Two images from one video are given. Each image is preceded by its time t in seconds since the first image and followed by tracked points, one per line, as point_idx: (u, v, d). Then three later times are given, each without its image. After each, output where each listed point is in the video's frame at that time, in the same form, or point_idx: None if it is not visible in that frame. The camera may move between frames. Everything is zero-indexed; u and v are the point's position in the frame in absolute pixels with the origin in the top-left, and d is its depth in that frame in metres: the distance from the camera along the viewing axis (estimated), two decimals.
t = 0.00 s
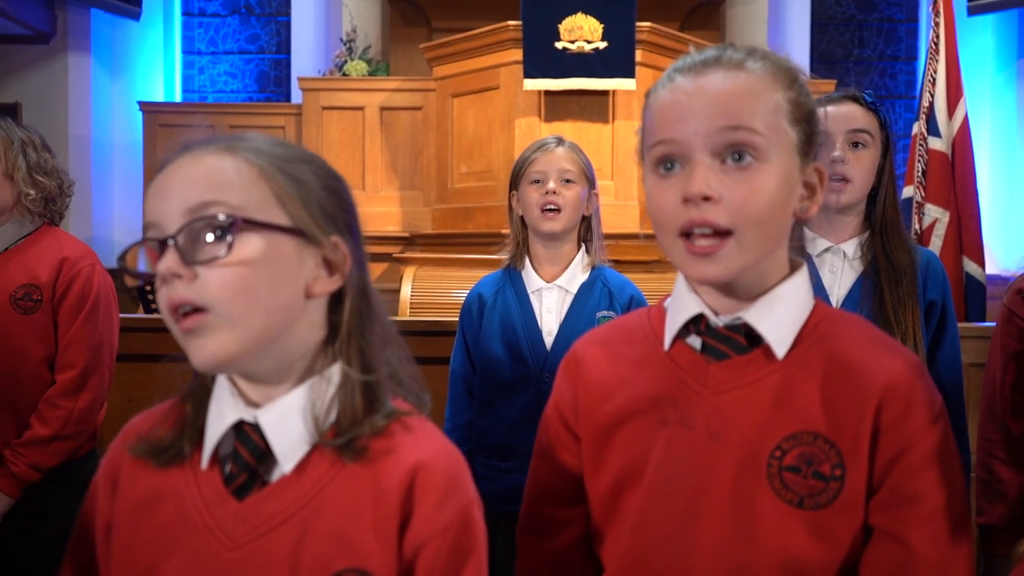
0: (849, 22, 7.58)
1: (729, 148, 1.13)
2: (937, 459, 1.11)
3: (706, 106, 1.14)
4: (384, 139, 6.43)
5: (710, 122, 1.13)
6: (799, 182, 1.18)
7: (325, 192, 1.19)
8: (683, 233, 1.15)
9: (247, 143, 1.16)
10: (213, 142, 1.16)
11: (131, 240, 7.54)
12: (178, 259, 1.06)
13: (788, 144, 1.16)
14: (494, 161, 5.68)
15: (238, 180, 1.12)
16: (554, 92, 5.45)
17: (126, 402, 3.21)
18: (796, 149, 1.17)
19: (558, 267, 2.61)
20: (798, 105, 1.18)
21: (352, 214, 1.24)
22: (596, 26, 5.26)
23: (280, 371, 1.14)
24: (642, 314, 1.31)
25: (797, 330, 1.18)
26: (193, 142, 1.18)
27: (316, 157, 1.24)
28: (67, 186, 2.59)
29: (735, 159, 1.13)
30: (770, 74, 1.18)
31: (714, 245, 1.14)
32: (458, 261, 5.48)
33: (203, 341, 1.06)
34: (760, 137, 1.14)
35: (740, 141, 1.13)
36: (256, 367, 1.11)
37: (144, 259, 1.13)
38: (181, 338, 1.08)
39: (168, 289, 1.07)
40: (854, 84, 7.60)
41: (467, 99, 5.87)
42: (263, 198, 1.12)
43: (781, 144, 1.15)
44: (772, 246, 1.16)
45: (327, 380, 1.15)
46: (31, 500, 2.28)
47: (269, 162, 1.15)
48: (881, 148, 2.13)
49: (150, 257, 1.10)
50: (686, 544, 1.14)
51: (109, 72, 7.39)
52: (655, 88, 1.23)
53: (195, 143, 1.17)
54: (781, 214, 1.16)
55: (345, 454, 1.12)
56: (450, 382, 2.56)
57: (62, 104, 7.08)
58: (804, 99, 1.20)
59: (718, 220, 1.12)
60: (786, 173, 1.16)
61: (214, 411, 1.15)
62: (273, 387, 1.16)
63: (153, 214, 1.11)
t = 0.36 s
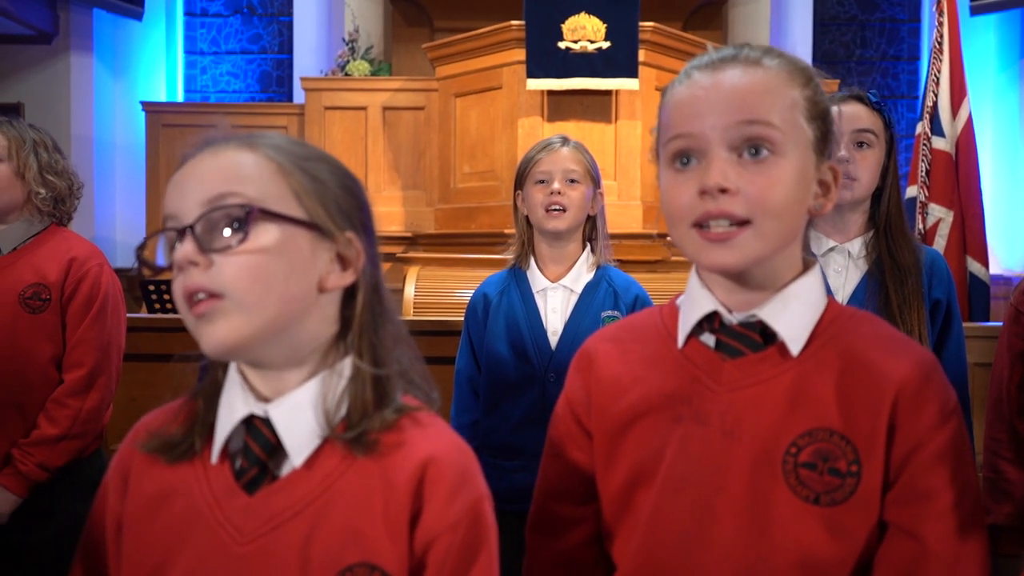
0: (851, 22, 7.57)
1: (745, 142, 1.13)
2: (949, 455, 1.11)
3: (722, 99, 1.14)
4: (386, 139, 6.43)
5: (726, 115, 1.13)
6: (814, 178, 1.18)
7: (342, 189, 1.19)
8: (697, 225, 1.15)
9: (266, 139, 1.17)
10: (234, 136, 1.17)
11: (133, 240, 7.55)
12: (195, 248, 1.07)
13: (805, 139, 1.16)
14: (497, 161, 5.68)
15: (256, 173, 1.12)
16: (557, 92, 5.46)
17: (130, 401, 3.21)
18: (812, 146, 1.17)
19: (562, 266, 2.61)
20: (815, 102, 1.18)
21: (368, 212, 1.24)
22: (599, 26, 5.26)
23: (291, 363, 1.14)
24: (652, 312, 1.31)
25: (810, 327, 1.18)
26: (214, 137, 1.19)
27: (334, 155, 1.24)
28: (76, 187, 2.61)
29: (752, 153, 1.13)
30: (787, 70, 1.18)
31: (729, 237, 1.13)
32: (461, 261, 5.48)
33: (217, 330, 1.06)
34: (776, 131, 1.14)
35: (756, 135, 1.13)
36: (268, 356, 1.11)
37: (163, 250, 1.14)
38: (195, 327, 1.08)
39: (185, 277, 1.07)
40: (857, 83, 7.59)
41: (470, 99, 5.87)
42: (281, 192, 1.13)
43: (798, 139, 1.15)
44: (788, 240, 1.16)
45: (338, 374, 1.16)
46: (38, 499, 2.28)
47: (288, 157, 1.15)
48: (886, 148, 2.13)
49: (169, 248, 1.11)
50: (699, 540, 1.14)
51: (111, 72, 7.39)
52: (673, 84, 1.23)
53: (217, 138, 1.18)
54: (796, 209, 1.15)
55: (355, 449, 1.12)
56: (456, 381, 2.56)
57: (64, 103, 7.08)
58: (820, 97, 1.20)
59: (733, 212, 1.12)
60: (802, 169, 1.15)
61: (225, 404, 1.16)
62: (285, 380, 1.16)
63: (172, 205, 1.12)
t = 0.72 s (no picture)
0: (851, 22, 7.58)
1: (754, 150, 1.13)
2: (951, 455, 1.12)
3: (726, 106, 1.14)
4: (386, 139, 6.43)
5: (732, 123, 1.13)
6: (820, 182, 1.18)
7: (345, 192, 1.20)
8: (704, 232, 1.15)
9: (268, 143, 1.17)
10: (237, 140, 1.17)
11: (134, 240, 7.55)
12: (199, 255, 1.08)
13: (810, 144, 1.16)
14: (497, 161, 5.69)
15: (260, 179, 1.13)
16: (557, 92, 5.46)
17: (131, 402, 3.22)
18: (818, 150, 1.17)
19: (564, 267, 2.62)
20: (821, 106, 1.18)
21: (371, 213, 1.25)
22: (599, 26, 5.27)
23: (298, 366, 1.15)
24: (657, 312, 1.32)
25: (815, 329, 1.18)
26: (217, 141, 1.19)
27: (336, 156, 1.25)
28: (79, 187, 2.62)
29: (760, 160, 1.13)
30: (791, 74, 1.18)
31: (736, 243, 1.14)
32: (462, 261, 5.49)
33: (224, 336, 1.07)
34: (782, 138, 1.14)
35: (763, 141, 1.13)
36: (275, 360, 1.12)
37: (168, 256, 1.14)
38: (202, 333, 1.09)
39: (190, 284, 1.08)
40: (857, 84, 7.59)
41: (471, 99, 5.88)
42: (285, 196, 1.13)
43: (804, 145, 1.15)
44: (794, 246, 1.16)
45: (344, 375, 1.16)
46: (42, 499, 2.29)
47: (290, 161, 1.16)
48: (885, 148, 2.14)
49: (174, 254, 1.12)
50: (702, 539, 1.14)
51: (111, 72, 7.40)
52: (677, 88, 1.23)
53: (219, 142, 1.18)
54: (803, 213, 1.15)
55: (360, 449, 1.12)
56: (457, 382, 2.56)
57: (64, 104, 7.09)
58: (825, 99, 1.20)
59: (740, 219, 1.12)
60: (809, 173, 1.16)
61: (231, 405, 1.16)
62: (291, 383, 1.16)
63: (176, 212, 1.12)
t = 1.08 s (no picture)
0: (849, 22, 7.60)
1: (739, 151, 1.15)
2: (932, 452, 1.14)
3: (712, 109, 1.16)
4: (385, 140, 6.46)
5: (718, 125, 1.16)
6: (805, 184, 1.21)
7: (338, 193, 1.22)
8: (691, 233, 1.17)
9: (262, 143, 1.19)
10: (231, 141, 1.19)
11: (133, 240, 7.58)
12: (196, 257, 1.10)
13: (795, 147, 1.18)
14: (495, 161, 5.71)
15: (255, 181, 1.15)
16: (555, 92, 5.48)
17: (131, 401, 3.24)
18: (803, 153, 1.19)
19: (560, 267, 2.64)
20: (806, 109, 1.21)
21: (363, 213, 1.27)
22: (597, 27, 5.29)
23: (292, 365, 1.17)
24: (646, 311, 1.34)
25: (799, 328, 1.21)
26: (212, 142, 1.21)
27: (330, 157, 1.27)
28: (77, 188, 2.64)
29: (745, 162, 1.16)
30: (775, 77, 1.20)
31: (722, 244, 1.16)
32: (460, 261, 5.52)
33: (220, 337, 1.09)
34: (768, 140, 1.16)
35: (749, 144, 1.15)
36: (269, 359, 1.14)
37: (165, 256, 1.16)
38: (197, 333, 1.11)
39: (186, 285, 1.10)
40: (854, 84, 7.62)
41: (469, 99, 5.90)
42: (280, 199, 1.15)
43: (788, 147, 1.17)
44: (778, 248, 1.19)
45: (337, 374, 1.19)
46: (42, 498, 2.31)
47: (284, 163, 1.18)
48: (879, 148, 2.16)
49: (170, 254, 1.14)
50: (688, 535, 1.17)
51: (110, 72, 7.43)
52: (664, 90, 1.25)
53: (213, 143, 1.20)
54: (786, 215, 1.18)
55: (353, 447, 1.15)
56: (454, 382, 2.58)
57: (64, 104, 7.11)
58: (809, 101, 1.22)
59: (727, 221, 1.14)
60: (793, 176, 1.18)
61: (225, 405, 1.19)
62: (284, 381, 1.19)
63: (172, 213, 1.14)
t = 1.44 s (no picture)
0: (846, 22, 7.62)
1: (719, 140, 1.17)
2: (908, 442, 1.16)
3: (701, 99, 1.18)
4: (382, 139, 6.47)
5: (704, 114, 1.17)
6: (784, 182, 1.22)
7: (339, 194, 1.24)
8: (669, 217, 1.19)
9: (270, 140, 1.21)
10: (241, 136, 1.22)
11: (130, 239, 7.59)
12: (194, 235, 1.12)
13: (777, 143, 1.20)
14: (492, 161, 5.73)
15: (259, 171, 1.17)
16: (550, 92, 5.50)
17: (126, 400, 3.25)
18: (784, 149, 1.21)
19: (553, 266, 2.65)
20: (788, 108, 1.23)
21: (362, 217, 1.29)
22: (593, 27, 5.30)
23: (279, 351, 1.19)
24: (631, 305, 1.37)
25: (778, 320, 1.23)
26: (222, 136, 1.24)
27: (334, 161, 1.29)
28: (73, 188, 2.66)
29: (725, 151, 1.17)
30: (765, 77, 1.22)
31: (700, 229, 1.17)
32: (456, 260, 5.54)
33: (207, 313, 1.11)
34: (750, 132, 1.18)
35: (729, 133, 1.17)
36: (254, 341, 1.16)
37: (164, 238, 1.18)
38: (186, 310, 1.13)
39: (180, 262, 1.12)
40: (851, 84, 7.64)
41: (466, 99, 5.92)
42: (281, 190, 1.17)
43: (768, 140, 1.19)
44: (757, 240, 1.20)
45: (322, 364, 1.20)
46: (37, 495, 2.33)
47: (290, 159, 1.20)
48: (867, 148, 2.16)
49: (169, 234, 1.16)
50: (668, 522, 1.18)
51: (109, 72, 7.44)
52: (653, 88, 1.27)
53: (224, 137, 1.23)
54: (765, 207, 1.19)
55: (335, 435, 1.16)
56: (447, 380, 2.60)
57: (62, 104, 7.11)
58: (793, 104, 1.24)
59: (703, 206, 1.16)
60: (773, 171, 1.19)
61: (213, 390, 1.21)
62: (271, 368, 1.20)
63: (176, 194, 1.16)
